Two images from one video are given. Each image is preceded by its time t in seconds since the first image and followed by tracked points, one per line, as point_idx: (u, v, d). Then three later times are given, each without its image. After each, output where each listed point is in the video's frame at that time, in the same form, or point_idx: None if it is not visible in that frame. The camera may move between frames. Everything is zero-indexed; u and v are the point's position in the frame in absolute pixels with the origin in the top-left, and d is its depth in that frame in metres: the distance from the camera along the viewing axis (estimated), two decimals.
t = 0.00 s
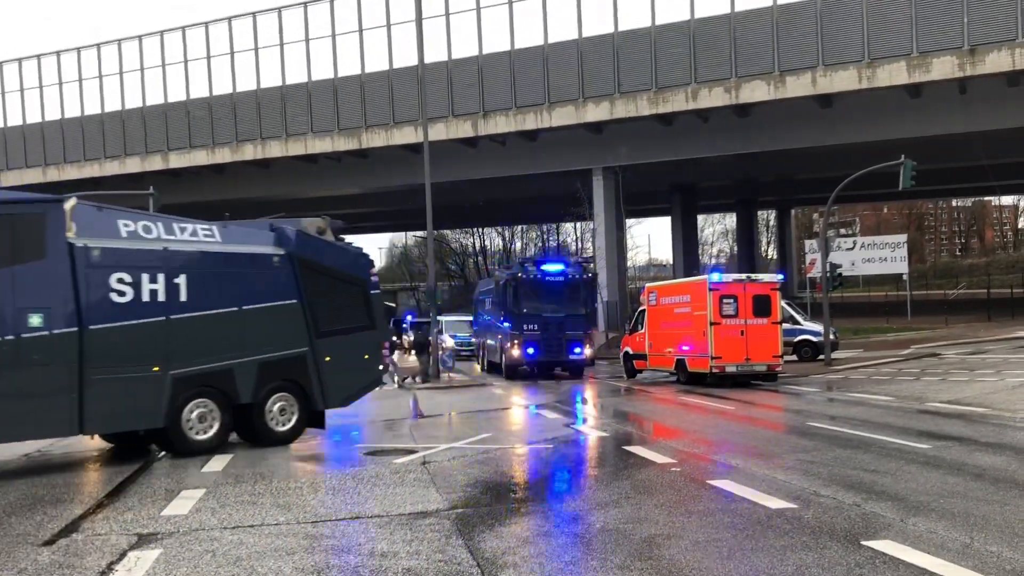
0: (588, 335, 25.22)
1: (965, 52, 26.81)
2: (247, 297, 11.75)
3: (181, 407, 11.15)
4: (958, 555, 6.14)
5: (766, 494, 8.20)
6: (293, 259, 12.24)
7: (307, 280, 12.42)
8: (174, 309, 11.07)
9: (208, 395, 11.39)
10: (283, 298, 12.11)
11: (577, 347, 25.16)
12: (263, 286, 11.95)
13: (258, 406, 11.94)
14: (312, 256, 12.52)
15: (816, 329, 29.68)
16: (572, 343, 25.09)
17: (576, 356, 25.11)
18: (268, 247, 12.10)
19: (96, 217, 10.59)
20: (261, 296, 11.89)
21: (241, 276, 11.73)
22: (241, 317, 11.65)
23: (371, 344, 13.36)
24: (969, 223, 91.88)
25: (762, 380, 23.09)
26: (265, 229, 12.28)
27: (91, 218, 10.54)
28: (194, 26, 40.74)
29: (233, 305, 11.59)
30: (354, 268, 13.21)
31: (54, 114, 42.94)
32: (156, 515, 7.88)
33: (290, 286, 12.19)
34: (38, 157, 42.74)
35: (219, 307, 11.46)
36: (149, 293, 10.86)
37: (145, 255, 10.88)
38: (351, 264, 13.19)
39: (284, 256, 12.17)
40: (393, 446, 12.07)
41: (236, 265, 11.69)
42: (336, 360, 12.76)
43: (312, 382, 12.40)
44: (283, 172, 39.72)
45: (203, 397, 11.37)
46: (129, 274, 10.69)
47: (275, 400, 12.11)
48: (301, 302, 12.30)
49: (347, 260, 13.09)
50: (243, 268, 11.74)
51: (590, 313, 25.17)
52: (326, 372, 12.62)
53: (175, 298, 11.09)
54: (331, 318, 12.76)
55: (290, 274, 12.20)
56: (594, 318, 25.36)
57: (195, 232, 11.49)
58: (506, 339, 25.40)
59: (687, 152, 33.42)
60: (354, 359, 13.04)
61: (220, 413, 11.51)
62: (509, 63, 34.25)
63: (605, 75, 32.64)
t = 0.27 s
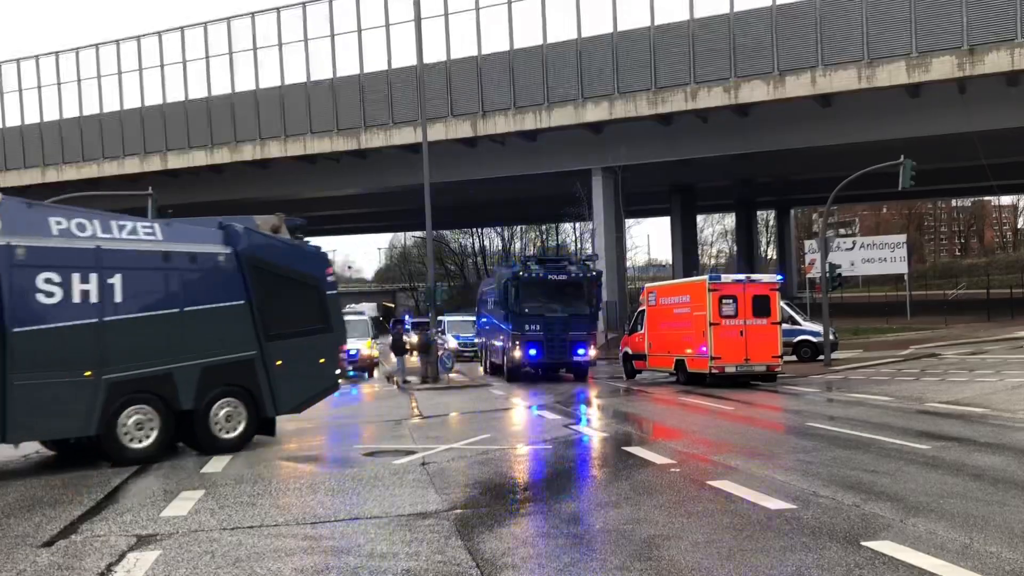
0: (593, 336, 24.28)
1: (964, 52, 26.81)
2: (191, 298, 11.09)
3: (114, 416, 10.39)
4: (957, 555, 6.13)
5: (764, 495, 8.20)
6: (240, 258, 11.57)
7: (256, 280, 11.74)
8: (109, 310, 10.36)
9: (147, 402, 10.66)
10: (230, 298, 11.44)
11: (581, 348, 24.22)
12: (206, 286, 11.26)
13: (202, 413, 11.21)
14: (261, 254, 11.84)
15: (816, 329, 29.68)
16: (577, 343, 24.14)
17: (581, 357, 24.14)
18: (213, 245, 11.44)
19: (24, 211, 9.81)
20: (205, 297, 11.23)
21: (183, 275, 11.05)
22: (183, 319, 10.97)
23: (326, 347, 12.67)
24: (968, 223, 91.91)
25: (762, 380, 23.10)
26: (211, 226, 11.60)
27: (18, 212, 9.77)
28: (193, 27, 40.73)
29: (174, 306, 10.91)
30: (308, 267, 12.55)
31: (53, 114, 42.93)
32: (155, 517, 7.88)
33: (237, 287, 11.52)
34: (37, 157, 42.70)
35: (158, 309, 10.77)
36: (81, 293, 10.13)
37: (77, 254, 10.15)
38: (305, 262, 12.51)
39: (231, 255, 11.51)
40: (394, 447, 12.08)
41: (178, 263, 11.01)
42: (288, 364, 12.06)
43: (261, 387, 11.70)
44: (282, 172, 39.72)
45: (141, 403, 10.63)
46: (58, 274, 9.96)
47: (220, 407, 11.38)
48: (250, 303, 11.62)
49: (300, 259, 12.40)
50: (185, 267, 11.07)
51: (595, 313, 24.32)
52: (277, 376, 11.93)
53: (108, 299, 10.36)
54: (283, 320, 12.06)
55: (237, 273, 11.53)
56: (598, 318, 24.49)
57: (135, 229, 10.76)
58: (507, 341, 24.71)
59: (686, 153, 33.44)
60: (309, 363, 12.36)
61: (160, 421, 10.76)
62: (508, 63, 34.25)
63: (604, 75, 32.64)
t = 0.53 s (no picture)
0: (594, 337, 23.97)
1: (962, 53, 26.87)
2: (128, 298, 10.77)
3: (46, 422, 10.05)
4: (954, 556, 6.15)
5: (763, 496, 8.22)
6: (185, 256, 11.25)
7: (201, 280, 11.41)
8: (40, 311, 10.07)
9: (83, 407, 10.29)
10: (173, 298, 11.10)
11: (583, 350, 23.95)
12: (148, 286, 10.95)
13: (143, 419, 10.85)
14: (207, 253, 11.51)
15: (814, 330, 29.72)
16: (578, 345, 23.87)
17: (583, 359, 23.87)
18: (155, 244, 11.11)
19: None
20: (146, 298, 10.90)
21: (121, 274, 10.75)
22: (121, 320, 10.64)
23: (276, 350, 12.40)
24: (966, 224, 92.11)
25: (760, 382, 23.12)
26: (155, 223, 11.29)
27: None
28: (192, 28, 40.73)
29: (111, 307, 10.59)
30: (257, 266, 12.29)
31: (51, 115, 42.91)
32: (153, 518, 7.87)
33: (180, 287, 11.18)
34: (35, 159, 42.65)
35: (94, 310, 10.46)
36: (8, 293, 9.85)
37: (5, 252, 9.90)
38: (252, 261, 12.23)
39: (175, 253, 11.19)
40: (393, 448, 12.08)
41: (116, 262, 10.71)
42: (236, 367, 11.73)
43: (207, 390, 11.37)
44: (280, 173, 39.72)
45: (75, 408, 10.26)
46: None
47: (162, 413, 11.00)
48: (195, 303, 11.28)
49: (249, 258, 12.11)
50: (123, 266, 10.76)
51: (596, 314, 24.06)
52: (223, 380, 11.57)
53: (39, 300, 10.06)
54: (231, 322, 11.74)
55: (180, 272, 11.19)
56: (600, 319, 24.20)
57: (70, 228, 10.50)
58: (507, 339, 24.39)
59: (684, 155, 33.48)
60: (257, 366, 12.04)
61: (96, 427, 10.40)
62: (506, 64, 34.27)
63: (602, 76, 32.67)
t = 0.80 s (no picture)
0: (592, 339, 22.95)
1: (955, 54, 26.97)
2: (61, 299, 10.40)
3: None
4: (949, 556, 6.17)
5: (758, 497, 8.23)
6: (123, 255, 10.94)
7: (142, 282, 11.13)
8: None
9: (11, 414, 9.88)
10: (111, 300, 10.79)
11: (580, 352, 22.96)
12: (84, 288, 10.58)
13: (78, 427, 10.44)
14: (148, 253, 11.24)
15: (808, 331, 29.78)
16: (575, 347, 22.86)
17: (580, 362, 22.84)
18: (93, 243, 10.81)
19: None
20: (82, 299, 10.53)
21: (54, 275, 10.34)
22: (54, 323, 10.24)
23: (220, 353, 12.15)
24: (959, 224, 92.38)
25: (754, 382, 23.16)
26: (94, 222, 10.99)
27: None
28: (186, 29, 40.67)
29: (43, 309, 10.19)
30: (204, 267, 12.07)
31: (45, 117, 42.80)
32: (147, 520, 7.85)
33: (119, 287, 10.87)
34: (28, 161, 42.53)
35: (25, 312, 10.04)
36: None
37: None
38: (196, 262, 11.95)
39: (112, 252, 10.86)
40: (389, 449, 12.06)
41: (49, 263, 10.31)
42: (179, 371, 11.45)
43: (147, 396, 11.03)
44: (275, 174, 39.67)
45: (3, 416, 9.86)
46: None
47: (99, 419, 10.60)
48: (134, 306, 10.98)
49: (195, 259, 11.88)
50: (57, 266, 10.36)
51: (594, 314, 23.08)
52: (165, 384, 11.27)
53: None
54: (174, 325, 11.47)
55: (119, 273, 10.88)
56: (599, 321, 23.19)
57: None
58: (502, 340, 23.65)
59: (679, 155, 33.54)
60: (202, 370, 11.80)
61: (24, 437, 9.98)
62: (501, 65, 34.29)
63: (597, 78, 32.70)
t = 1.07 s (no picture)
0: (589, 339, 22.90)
1: (950, 54, 27.03)
2: None
3: None
4: (946, 555, 6.17)
5: (755, 496, 8.24)
6: (57, 254, 10.56)
7: (80, 282, 10.74)
8: None
9: None
10: (44, 301, 10.41)
11: (577, 353, 22.89)
12: (15, 288, 10.25)
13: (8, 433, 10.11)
14: (87, 251, 10.85)
15: (804, 330, 29.80)
16: (572, 348, 22.75)
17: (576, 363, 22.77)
18: (28, 240, 10.46)
19: None
20: (12, 300, 10.20)
21: None
22: None
23: (169, 357, 11.72)
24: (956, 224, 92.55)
25: (751, 382, 23.17)
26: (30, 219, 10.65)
27: None
28: (182, 29, 40.61)
29: None
30: (150, 266, 11.59)
31: (41, 117, 42.73)
32: (144, 521, 7.84)
33: (54, 287, 10.49)
34: (24, 161, 42.47)
35: None
36: None
37: None
38: (144, 261, 11.51)
39: (45, 251, 10.47)
40: (387, 450, 12.05)
41: None
42: (121, 376, 11.04)
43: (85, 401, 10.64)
44: (271, 175, 39.65)
45: None
46: None
47: (34, 424, 10.29)
48: (71, 307, 10.60)
49: (140, 257, 11.42)
50: None
51: (591, 315, 23.03)
52: (107, 390, 10.87)
53: None
54: (116, 327, 11.05)
55: (55, 272, 10.50)
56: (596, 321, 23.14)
57: None
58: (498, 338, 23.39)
59: (675, 155, 33.56)
60: (147, 374, 11.36)
61: None
62: (497, 66, 34.30)
63: (593, 78, 32.71)
